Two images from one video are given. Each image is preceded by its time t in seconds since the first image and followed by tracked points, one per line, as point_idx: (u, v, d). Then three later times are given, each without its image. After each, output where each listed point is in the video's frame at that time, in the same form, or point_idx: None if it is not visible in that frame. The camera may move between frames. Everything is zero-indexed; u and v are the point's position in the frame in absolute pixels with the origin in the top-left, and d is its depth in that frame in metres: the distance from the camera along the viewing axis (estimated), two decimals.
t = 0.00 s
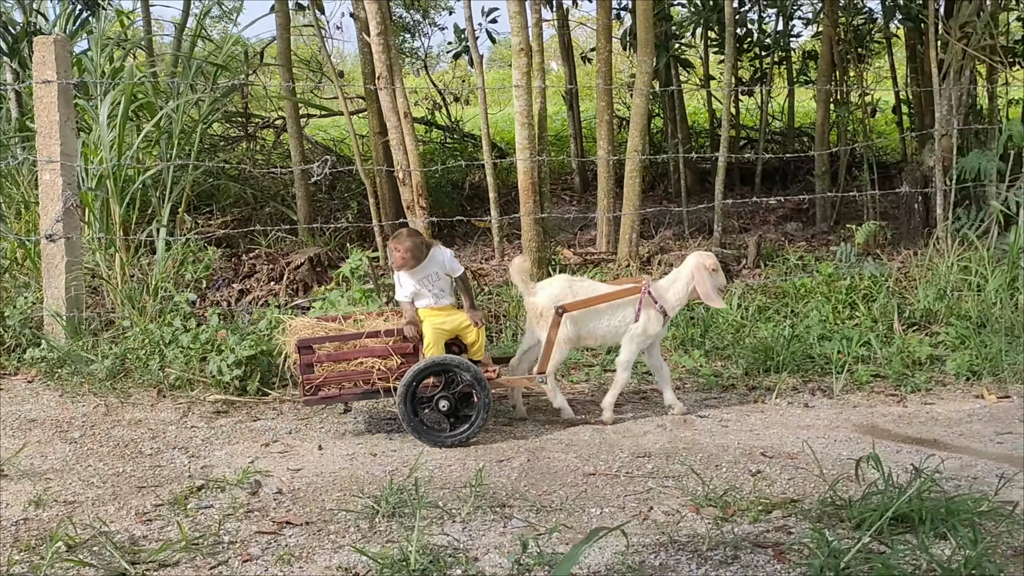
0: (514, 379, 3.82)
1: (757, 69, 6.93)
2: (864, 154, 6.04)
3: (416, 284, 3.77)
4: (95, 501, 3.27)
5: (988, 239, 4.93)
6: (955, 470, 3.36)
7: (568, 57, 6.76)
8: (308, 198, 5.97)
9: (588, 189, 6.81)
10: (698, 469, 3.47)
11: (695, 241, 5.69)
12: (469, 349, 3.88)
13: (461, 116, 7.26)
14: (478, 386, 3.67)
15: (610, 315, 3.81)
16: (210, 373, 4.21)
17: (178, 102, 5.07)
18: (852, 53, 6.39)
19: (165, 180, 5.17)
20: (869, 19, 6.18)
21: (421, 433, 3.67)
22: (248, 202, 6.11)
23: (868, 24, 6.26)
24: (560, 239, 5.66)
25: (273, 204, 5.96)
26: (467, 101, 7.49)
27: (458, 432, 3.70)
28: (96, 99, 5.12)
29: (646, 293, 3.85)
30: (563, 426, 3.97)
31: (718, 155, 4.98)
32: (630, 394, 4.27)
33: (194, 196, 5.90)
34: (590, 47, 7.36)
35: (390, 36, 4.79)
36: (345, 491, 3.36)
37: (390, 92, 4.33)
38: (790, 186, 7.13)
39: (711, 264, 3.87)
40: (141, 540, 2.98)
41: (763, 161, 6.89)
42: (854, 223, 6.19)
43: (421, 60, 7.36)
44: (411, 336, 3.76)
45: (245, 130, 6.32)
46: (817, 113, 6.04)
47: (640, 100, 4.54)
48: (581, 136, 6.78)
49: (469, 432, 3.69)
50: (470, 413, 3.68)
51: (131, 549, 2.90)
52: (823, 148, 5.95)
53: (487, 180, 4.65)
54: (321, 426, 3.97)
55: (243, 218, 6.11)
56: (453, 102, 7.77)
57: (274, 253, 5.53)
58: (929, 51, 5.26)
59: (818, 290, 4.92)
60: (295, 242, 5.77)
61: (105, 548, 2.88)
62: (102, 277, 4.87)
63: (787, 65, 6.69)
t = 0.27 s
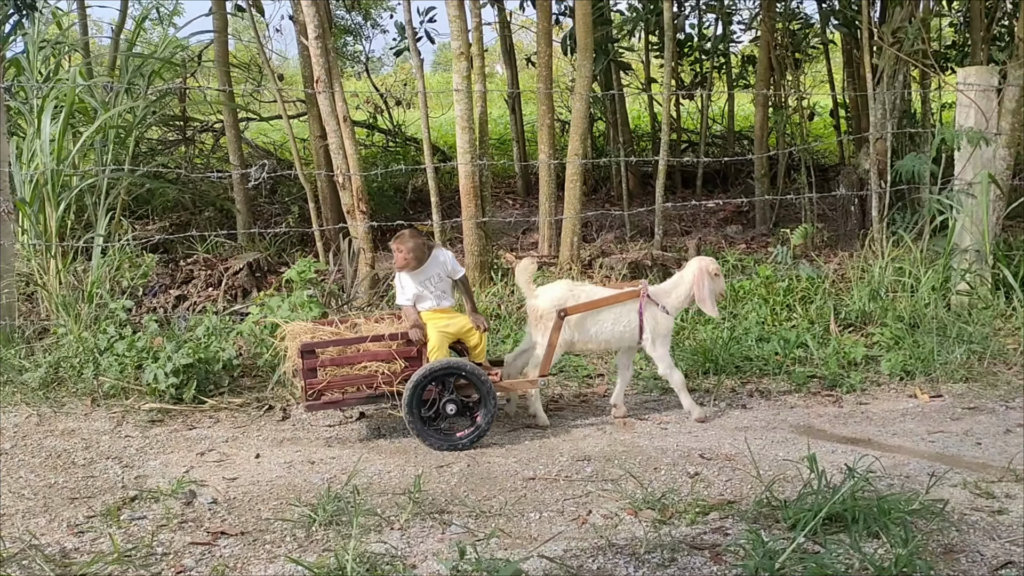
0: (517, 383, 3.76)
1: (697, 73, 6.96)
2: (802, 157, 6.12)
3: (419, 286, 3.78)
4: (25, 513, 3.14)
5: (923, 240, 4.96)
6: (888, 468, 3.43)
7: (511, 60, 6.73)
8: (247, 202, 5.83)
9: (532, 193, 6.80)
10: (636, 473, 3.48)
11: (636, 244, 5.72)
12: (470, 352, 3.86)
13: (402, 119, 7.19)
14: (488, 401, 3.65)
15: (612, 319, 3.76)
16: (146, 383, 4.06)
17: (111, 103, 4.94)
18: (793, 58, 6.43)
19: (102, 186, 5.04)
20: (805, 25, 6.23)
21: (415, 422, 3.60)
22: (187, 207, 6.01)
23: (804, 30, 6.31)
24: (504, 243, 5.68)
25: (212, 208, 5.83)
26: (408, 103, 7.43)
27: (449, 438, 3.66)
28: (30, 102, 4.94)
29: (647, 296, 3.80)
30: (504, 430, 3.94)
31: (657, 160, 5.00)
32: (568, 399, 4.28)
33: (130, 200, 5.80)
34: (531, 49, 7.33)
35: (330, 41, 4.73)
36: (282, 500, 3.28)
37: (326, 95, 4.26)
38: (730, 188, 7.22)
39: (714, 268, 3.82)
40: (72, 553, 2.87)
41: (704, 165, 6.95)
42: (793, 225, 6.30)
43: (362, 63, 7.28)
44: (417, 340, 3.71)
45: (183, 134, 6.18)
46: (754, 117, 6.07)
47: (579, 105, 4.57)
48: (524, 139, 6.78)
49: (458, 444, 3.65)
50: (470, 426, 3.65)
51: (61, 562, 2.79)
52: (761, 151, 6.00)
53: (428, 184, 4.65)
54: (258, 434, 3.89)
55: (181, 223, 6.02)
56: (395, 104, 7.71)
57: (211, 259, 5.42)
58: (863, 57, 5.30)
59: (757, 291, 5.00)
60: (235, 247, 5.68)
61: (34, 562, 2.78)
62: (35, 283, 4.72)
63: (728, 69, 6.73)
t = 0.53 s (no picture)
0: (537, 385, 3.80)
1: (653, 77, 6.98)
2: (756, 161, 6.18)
3: (437, 291, 3.75)
4: None
5: (874, 242, 5.09)
6: (838, 470, 3.46)
7: (466, 64, 6.72)
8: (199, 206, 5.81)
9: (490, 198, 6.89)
10: (588, 477, 3.49)
11: (592, 247, 5.73)
12: (490, 356, 3.88)
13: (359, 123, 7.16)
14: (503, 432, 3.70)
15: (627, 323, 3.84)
16: (95, 391, 3.97)
17: (58, 108, 4.83)
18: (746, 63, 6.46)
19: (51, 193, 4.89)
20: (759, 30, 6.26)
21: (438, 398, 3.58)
22: (139, 212, 5.95)
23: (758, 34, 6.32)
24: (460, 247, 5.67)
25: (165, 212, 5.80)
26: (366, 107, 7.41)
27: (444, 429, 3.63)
28: None
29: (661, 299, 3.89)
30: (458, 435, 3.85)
31: (613, 163, 5.01)
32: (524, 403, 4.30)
33: (80, 206, 5.72)
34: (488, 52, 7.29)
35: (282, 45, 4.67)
36: (231, 510, 3.22)
37: (279, 101, 4.22)
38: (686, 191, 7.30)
39: (723, 268, 3.85)
40: (16, 566, 2.81)
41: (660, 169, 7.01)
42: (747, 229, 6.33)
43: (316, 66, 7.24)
44: (437, 344, 3.72)
45: (135, 139, 6.07)
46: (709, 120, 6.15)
47: (534, 108, 4.58)
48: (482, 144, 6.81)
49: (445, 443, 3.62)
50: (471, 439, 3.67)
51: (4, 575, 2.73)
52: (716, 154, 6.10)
53: (384, 189, 4.63)
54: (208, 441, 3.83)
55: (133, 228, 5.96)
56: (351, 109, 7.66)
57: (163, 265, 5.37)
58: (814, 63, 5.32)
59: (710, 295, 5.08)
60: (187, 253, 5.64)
61: None
62: None
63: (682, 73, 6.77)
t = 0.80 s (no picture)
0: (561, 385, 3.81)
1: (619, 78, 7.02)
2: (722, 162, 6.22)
3: (462, 291, 3.81)
4: None
5: (836, 242, 5.13)
6: (799, 468, 3.47)
7: (432, 65, 6.72)
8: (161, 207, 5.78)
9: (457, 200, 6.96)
10: (550, 478, 3.48)
11: (557, 248, 5.73)
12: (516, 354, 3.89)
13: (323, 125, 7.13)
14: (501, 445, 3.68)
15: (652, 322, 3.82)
16: (53, 396, 3.91)
17: (17, 109, 4.75)
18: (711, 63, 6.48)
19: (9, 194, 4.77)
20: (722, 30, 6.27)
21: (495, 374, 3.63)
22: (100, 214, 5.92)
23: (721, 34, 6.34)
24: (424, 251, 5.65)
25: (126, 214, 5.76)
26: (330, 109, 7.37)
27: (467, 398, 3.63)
28: None
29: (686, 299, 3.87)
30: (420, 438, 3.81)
31: (578, 163, 4.97)
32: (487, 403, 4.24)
33: (41, 208, 5.70)
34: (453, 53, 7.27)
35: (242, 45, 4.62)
36: (189, 515, 3.18)
37: (239, 101, 4.17)
38: (653, 192, 7.34)
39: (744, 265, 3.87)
40: None
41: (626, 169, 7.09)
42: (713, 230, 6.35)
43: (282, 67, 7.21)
44: (463, 342, 3.71)
45: (97, 140, 6.01)
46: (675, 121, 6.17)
47: (498, 110, 4.55)
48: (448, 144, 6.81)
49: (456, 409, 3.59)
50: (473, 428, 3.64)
51: None
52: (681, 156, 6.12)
53: (348, 190, 4.60)
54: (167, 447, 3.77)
55: (95, 231, 5.93)
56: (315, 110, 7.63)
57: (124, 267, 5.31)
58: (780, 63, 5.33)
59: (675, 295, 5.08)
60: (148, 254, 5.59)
61: None
62: None
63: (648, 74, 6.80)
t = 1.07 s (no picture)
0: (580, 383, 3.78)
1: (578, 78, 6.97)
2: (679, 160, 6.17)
3: (484, 288, 3.78)
4: None
5: (793, 240, 5.15)
6: (752, 465, 3.47)
7: (390, 65, 6.68)
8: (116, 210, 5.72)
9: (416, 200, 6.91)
10: (504, 479, 3.46)
11: (516, 247, 5.71)
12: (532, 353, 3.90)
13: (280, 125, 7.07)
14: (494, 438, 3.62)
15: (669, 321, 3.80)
16: None
17: None
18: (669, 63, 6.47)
19: None
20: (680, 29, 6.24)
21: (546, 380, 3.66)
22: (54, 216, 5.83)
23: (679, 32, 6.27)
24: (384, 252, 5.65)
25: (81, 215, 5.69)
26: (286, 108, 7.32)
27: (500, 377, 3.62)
28: None
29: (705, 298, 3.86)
30: (374, 439, 3.78)
31: (536, 164, 4.92)
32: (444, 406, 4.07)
33: None
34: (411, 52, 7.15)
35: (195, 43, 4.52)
36: (138, 520, 3.14)
37: (191, 101, 4.10)
38: (612, 190, 7.36)
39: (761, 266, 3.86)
40: None
41: (586, 168, 7.13)
42: (672, 228, 6.33)
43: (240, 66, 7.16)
44: (483, 340, 3.69)
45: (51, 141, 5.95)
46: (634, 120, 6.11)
47: (454, 110, 4.53)
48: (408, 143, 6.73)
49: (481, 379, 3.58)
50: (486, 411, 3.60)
51: None
52: (641, 154, 6.03)
53: (303, 191, 4.58)
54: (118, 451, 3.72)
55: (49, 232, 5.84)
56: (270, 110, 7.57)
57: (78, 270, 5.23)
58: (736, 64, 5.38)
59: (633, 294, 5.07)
60: (103, 257, 5.54)
61: None
62: None
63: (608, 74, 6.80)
